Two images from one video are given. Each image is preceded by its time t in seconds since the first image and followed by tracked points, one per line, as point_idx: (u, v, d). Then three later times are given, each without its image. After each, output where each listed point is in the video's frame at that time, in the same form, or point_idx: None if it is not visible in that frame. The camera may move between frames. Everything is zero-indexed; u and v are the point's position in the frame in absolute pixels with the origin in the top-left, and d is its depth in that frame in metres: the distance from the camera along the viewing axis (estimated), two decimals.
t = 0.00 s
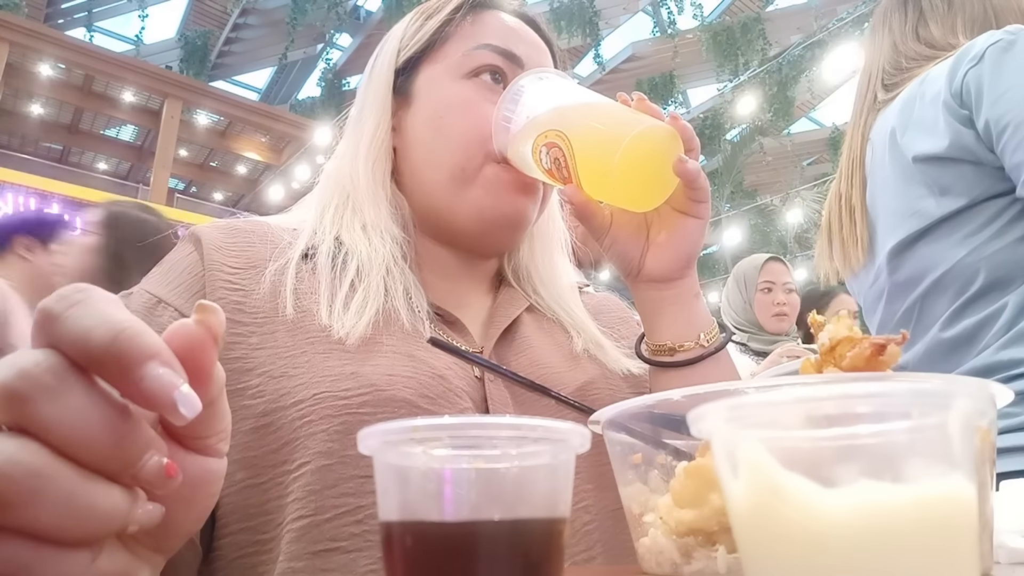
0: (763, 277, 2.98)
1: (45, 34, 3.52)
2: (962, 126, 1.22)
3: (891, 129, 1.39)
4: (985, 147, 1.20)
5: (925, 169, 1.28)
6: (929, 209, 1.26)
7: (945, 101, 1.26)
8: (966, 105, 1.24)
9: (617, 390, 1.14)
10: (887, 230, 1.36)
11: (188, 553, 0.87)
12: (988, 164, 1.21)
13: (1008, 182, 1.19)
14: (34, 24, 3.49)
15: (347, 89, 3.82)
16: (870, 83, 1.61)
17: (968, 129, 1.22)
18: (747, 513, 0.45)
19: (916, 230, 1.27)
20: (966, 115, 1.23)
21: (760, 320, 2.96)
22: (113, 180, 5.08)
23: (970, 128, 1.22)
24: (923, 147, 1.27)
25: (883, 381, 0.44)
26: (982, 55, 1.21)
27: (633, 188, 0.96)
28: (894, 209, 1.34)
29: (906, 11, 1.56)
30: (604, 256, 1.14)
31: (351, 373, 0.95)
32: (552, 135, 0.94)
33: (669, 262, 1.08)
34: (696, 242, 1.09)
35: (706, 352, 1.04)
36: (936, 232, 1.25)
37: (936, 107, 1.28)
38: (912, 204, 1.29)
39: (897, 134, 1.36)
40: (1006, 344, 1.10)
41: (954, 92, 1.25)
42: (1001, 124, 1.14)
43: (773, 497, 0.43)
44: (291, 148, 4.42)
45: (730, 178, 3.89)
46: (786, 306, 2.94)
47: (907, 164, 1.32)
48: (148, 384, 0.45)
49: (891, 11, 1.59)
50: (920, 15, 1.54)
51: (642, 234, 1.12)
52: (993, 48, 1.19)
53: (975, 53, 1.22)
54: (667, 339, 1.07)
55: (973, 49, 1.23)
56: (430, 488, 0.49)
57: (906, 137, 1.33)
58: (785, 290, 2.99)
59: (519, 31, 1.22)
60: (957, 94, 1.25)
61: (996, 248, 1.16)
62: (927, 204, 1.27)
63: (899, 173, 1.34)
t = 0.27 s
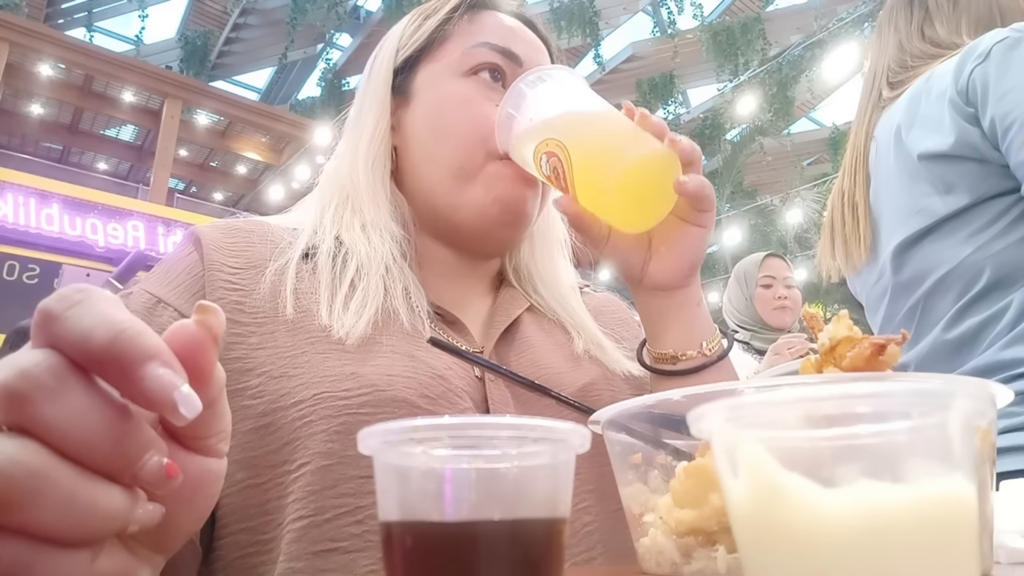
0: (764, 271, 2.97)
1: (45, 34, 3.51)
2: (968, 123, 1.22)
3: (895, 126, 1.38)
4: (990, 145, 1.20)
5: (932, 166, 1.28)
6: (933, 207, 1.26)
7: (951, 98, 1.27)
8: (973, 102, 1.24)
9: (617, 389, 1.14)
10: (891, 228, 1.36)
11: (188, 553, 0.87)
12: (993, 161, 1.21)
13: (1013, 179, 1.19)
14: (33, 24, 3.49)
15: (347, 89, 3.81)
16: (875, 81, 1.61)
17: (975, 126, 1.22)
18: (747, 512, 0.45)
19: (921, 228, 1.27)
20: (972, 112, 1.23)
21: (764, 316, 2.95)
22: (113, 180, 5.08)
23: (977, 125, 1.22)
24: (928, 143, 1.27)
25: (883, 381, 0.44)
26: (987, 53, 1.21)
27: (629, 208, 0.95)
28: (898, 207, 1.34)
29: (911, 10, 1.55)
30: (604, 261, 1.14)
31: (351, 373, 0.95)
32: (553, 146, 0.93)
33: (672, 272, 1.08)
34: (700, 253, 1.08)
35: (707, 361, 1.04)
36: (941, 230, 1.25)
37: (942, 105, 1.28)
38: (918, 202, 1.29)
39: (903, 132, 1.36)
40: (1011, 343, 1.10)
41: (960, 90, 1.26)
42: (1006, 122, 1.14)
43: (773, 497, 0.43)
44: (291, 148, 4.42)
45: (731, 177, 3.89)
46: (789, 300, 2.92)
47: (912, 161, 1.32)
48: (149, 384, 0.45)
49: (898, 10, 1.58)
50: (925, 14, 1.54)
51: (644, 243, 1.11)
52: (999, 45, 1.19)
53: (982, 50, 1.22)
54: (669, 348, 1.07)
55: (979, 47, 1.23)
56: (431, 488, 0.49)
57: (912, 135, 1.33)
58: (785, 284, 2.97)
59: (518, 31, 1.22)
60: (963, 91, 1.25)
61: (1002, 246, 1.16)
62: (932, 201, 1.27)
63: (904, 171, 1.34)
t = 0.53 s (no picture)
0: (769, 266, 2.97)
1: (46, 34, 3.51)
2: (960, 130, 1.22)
3: (889, 130, 1.39)
4: (981, 150, 1.20)
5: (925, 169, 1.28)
6: (927, 210, 1.26)
7: (943, 104, 1.26)
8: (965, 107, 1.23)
9: (616, 388, 1.14)
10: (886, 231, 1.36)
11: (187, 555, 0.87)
12: (984, 166, 1.21)
13: (1005, 184, 1.20)
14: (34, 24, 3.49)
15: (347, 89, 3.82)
16: (870, 84, 1.61)
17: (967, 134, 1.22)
18: (747, 512, 0.45)
19: (916, 231, 1.28)
20: (964, 118, 1.23)
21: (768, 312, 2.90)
22: (113, 180, 5.08)
23: (967, 131, 1.22)
24: (921, 148, 1.27)
25: (884, 381, 0.44)
26: (980, 58, 1.21)
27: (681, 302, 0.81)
28: (892, 209, 1.34)
29: (904, 12, 1.55)
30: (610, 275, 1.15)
31: (352, 374, 0.95)
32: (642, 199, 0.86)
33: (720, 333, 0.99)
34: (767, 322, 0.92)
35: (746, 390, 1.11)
36: (936, 233, 1.25)
37: (933, 109, 1.28)
38: (911, 205, 1.29)
39: (895, 136, 1.36)
40: (1003, 346, 1.10)
41: (950, 96, 1.25)
42: (998, 126, 1.14)
43: (773, 497, 0.43)
44: (291, 148, 4.41)
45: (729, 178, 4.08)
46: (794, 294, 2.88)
47: (905, 165, 1.32)
48: (150, 383, 0.45)
49: (890, 12, 1.58)
50: (918, 17, 1.54)
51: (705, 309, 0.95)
52: (990, 50, 1.19)
53: (973, 56, 1.22)
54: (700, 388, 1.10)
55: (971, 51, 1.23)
56: (432, 489, 0.49)
57: (905, 138, 1.33)
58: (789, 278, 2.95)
59: (519, 30, 1.23)
60: (953, 98, 1.25)
61: (996, 250, 1.16)
62: (926, 204, 1.27)
63: (898, 174, 1.34)
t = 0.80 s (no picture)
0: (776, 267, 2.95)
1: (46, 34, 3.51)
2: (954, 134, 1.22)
3: (882, 133, 1.38)
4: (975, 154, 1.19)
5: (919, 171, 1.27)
6: (921, 213, 1.26)
7: (934, 108, 1.24)
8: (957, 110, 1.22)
9: (616, 388, 1.15)
10: (880, 232, 1.36)
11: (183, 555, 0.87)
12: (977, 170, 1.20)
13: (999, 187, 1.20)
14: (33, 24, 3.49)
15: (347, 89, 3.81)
16: (867, 84, 1.61)
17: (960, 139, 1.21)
18: (747, 512, 0.45)
19: (909, 233, 1.28)
20: (955, 122, 1.22)
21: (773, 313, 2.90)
22: (114, 180, 5.09)
23: (960, 136, 1.21)
24: (912, 152, 1.27)
25: (883, 382, 0.44)
26: (972, 62, 1.18)
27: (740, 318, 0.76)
28: (888, 211, 1.34)
29: (900, 14, 1.55)
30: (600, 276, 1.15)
31: (342, 374, 0.95)
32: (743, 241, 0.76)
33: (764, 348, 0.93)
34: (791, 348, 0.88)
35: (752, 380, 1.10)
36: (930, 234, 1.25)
37: (924, 112, 1.27)
38: (905, 207, 1.29)
39: (889, 139, 1.35)
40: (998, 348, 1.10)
41: (943, 100, 1.23)
42: (989, 132, 1.14)
43: (774, 498, 0.43)
44: (291, 148, 4.43)
45: (731, 178, 4.12)
46: (801, 297, 2.89)
47: (898, 167, 1.32)
48: (148, 381, 0.45)
49: (887, 12, 1.58)
50: (914, 18, 1.53)
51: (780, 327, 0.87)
52: (982, 55, 1.17)
53: (965, 60, 1.20)
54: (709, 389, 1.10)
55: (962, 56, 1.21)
56: (431, 488, 0.49)
57: (898, 142, 1.32)
58: (796, 280, 2.95)
59: (507, 28, 1.23)
60: (946, 102, 1.23)
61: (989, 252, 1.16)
62: (919, 207, 1.27)
63: (891, 176, 1.34)
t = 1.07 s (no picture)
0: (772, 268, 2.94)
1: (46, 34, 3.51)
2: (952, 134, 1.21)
3: (882, 134, 1.38)
4: (972, 155, 1.19)
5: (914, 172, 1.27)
6: (919, 214, 1.26)
7: (934, 109, 1.24)
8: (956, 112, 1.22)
9: (614, 388, 1.15)
10: (879, 233, 1.36)
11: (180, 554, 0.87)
12: (976, 171, 1.20)
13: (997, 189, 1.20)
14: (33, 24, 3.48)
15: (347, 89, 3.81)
16: (866, 85, 1.61)
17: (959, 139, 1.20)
18: (747, 512, 0.45)
19: (907, 235, 1.28)
20: (954, 123, 1.22)
21: (771, 316, 2.90)
22: (113, 180, 5.09)
23: (959, 136, 1.21)
24: (910, 153, 1.27)
25: (883, 381, 0.44)
26: (971, 63, 1.19)
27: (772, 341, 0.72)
28: (886, 212, 1.34)
29: (898, 13, 1.55)
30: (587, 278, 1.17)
31: (343, 372, 0.95)
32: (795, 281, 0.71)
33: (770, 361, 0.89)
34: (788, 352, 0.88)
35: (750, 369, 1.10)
36: (927, 235, 1.25)
37: (925, 113, 1.27)
38: (903, 209, 1.29)
39: (888, 140, 1.35)
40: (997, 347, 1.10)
41: (942, 100, 1.24)
42: (988, 133, 1.14)
43: (774, 498, 0.43)
44: (291, 148, 4.42)
45: (730, 178, 4.10)
46: (796, 299, 2.88)
47: (897, 167, 1.32)
48: (151, 379, 0.45)
49: (886, 12, 1.58)
50: (913, 18, 1.53)
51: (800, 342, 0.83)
52: (981, 56, 1.17)
53: (964, 60, 1.20)
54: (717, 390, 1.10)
55: (963, 55, 1.21)
56: (430, 487, 0.49)
57: (897, 143, 1.32)
58: (793, 280, 2.95)
59: (506, 31, 1.23)
60: (946, 102, 1.23)
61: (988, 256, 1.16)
62: (918, 208, 1.27)
63: (890, 177, 1.34)
